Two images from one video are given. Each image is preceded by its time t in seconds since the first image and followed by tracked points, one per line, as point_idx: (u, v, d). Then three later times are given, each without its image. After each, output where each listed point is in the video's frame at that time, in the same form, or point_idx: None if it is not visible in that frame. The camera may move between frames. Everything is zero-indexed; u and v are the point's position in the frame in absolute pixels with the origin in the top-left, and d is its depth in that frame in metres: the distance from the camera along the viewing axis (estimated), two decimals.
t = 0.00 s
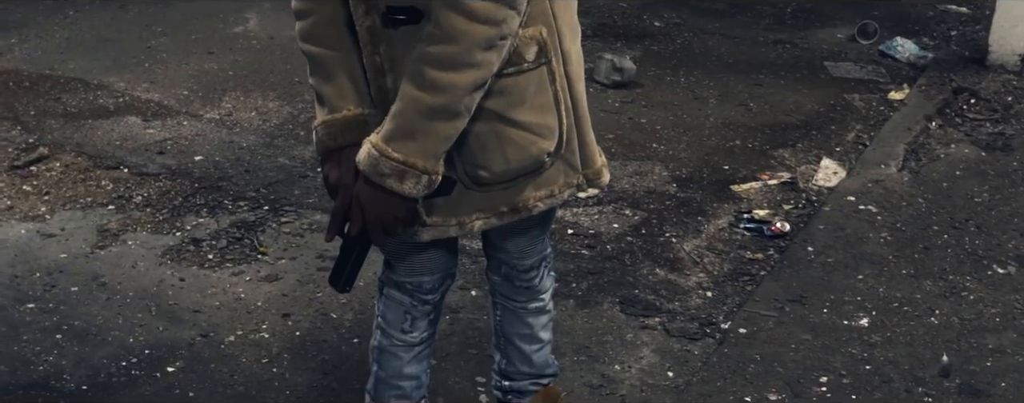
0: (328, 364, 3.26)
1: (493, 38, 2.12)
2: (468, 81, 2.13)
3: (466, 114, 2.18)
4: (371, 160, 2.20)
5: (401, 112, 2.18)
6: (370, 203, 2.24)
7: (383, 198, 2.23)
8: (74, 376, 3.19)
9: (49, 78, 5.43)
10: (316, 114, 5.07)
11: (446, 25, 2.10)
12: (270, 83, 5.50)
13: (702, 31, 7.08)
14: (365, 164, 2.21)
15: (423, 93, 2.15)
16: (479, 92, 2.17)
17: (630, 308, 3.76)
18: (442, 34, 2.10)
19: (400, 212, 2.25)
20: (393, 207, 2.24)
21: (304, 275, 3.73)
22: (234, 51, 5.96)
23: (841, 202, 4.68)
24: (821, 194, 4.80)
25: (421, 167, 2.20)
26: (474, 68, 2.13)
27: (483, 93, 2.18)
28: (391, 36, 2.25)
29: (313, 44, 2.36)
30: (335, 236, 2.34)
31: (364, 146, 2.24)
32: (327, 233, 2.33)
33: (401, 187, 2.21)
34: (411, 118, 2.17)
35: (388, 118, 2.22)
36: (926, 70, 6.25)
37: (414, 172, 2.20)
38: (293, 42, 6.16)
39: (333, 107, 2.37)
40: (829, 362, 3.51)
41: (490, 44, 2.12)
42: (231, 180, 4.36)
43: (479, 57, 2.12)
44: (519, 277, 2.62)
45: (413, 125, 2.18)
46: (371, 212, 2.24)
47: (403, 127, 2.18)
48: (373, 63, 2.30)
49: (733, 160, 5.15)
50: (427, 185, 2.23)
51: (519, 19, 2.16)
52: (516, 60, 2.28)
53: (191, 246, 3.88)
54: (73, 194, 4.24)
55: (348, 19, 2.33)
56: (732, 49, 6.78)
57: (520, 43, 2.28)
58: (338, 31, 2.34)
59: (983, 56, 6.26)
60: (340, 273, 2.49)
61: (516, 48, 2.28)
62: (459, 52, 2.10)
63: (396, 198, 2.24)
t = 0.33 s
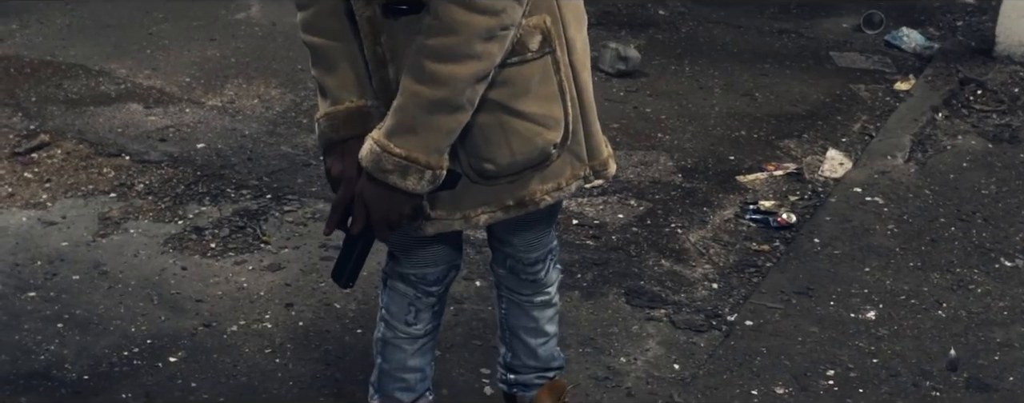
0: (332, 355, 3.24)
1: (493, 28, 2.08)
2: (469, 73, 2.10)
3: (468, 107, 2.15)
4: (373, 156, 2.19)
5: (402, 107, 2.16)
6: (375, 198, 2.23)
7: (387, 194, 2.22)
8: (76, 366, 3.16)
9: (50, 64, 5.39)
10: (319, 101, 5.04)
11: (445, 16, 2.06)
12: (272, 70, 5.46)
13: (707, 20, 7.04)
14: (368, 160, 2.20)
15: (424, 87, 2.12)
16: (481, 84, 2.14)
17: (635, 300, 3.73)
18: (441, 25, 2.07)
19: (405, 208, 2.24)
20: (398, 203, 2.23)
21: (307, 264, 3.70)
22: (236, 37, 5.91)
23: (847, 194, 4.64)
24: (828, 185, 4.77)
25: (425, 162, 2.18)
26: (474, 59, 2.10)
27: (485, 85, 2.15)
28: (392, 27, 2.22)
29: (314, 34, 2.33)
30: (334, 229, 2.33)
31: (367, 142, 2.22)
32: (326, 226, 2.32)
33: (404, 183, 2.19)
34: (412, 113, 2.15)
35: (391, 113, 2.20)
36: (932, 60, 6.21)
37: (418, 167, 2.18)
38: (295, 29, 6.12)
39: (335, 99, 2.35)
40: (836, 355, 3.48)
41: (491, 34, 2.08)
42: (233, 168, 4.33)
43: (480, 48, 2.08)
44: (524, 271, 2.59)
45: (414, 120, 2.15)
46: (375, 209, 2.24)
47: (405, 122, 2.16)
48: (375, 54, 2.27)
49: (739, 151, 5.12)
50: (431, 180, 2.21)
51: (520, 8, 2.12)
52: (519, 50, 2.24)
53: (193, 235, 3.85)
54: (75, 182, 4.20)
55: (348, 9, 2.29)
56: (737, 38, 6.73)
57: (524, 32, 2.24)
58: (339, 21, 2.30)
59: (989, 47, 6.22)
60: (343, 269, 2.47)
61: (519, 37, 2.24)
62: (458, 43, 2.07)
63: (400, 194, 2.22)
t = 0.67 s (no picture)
0: (332, 342, 3.20)
1: (491, 16, 2.05)
2: (468, 62, 2.07)
3: (468, 96, 2.12)
4: (372, 148, 2.17)
5: (400, 97, 2.13)
6: (374, 190, 2.22)
7: (387, 186, 2.21)
8: (74, 351, 3.13)
9: (47, 45, 5.34)
10: (319, 85, 4.99)
11: (441, 4, 2.03)
12: (272, 53, 5.41)
13: (709, 5, 6.99)
14: (367, 151, 2.18)
15: (422, 77, 2.09)
16: (481, 73, 2.10)
17: (638, 288, 3.70)
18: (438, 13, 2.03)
19: (405, 201, 2.23)
20: (398, 195, 2.22)
21: (307, 250, 3.67)
22: (235, 20, 5.86)
23: (851, 182, 4.61)
24: (831, 173, 4.74)
25: (424, 154, 2.16)
26: (473, 48, 2.06)
27: (486, 73, 2.12)
28: (392, 14, 2.17)
29: (314, 22, 2.29)
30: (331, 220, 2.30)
31: (366, 133, 2.20)
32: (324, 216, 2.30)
33: (404, 176, 2.18)
34: (411, 104, 2.12)
35: (390, 103, 2.18)
36: (935, 48, 6.17)
37: (417, 159, 2.16)
38: (294, 11, 6.06)
39: (335, 87, 2.31)
40: (840, 346, 3.45)
41: (490, 21, 2.05)
42: (232, 152, 4.29)
43: (478, 36, 2.05)
44: (527, 260, 2.56)
45: (414, 110, 2.12)
46: (375, 200, 2.23)
47: (404, 112, 2.13)
48: (375, 42, 2.23)
49: (741, 138, 5.08)
50: (431, 173, 2.19)
51: None
52: (521, 37, 2.21)
53: (192, 219, 3.81)
54: (72, 165, 4.16)
55: None
56: (740, 24, 6.68)
57: (526, 19, 2.21)
58: (338, 9, 2.26)
59: (993, 35, 6.18)
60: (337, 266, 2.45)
61: (522, 23, 2.20)
62: (457, 31, 2.04)
63: (401, 186, 2.21)
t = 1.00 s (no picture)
0: (341, 337, 3.18)
1: (500, 12, 2.01)
2: (476, 59, 2.03)
3: (477, 95, 2.09)
4: (379, 147, 2.14)
5: (407, 96, 2.09)
6: (382, 193, 2.19)
7: (395, 188, 2.18)
8: (82, 346, 3.10)
9: (54, 36, 5.31)
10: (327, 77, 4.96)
11: None
12: (279, 44, 5.38)
13: None
14: (374, 151, 2.15)
15: (430, 75, 2.06)
16: (490, 70, 2.07)
17: (649, 283, 3.67)
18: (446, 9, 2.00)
19: (414, 202, 2.20)
20: (406, 197, 2.19)
21: (316, 244, 3.64)
22: (242, 11, 5.82)
23: (863, 177, 4.57)
24: (842, 167, 4.69)
25: (432, 154, 2.13)
26: (482, 45, 2.03)
27: (495, 70, 2.08)
28: (398, 10, 2.14)
29: (322, 17, 2.25)
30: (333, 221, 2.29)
31: (373, 133, 2.17)
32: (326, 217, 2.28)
33: (412, 176, 2.15)
34: (419, 103, 2.09)
35: (397, 103, 2.15)
36: (947, 41, 6.11)
37: (426, 159, 2.13)
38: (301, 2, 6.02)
39: (343, 85, 2.27)
40: (853, 343, 3.42)
41: (499, 17, 2.02)
42: (240, 145, 4.26)
43: (487, 33, 2.02)
44: (539, 258, 2.53)
45: (421, 109, 2.09)
46: (382, 203, 2.20)
47: (411, 111, 2.10)
48: (383, 38, 2.20)
49: (752, 131, 5.04)
50: (440, 173, 2.16)
51: None
52: (533, 31, 2.17)
53: (200, 213, 3.78)
54: (79, 157, 4.13)
55: None
56: (749, 16, 6.63)
57: (537, 13, 2.17)
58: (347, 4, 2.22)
59: (1005, 28, 6.12)
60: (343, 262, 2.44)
61: (533, 18, 2.16)
62: (464, 28, 2.01)
63: (409, 187, 2.18)
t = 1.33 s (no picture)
0: (347, 329, 3.15)
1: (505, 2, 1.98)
2: (482, 51, 2.00)
3: (482, 87, 2.05)
4: (384, 142, 2.10)
5: (412, 89, 2.06)
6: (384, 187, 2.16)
7: (399, 183, 2.15)
8: (86, 337, 3.08)
9: (56, 23, 5.26)
10: (331, 65, 4.92)
11: None
12: (283, 31, 5.34)
13: None
14: (378, 146, 2.12)
15: (435, 67, 2.02)
16: (496, 62, 2.04)
17: (657, 274, 3.63)
18: None
19: (418, 198, 2.17)
20: (410, 193, 2.15)
21: (321, 235, 3.60)
22: None
23: (872, 167, 4.53)
24: (850, 157, 4.66)
25: (438, 149, 2.09)
26: (487, 36, 2.00)
27: (501, 62, 2.05)
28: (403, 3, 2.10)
29: (328, 8, 2.21)
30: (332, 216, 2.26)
31: (377, 128, 2.14)
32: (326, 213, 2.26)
33: (417, 172, 2.11)
34: (424, 96, 2.05)
35: (401, 97, 2.11)
36: (955, 29, 6.06)
37: (431, 153, 2.09)
38: None
39: (348, 78, 2.23)
40: (863, 335, 3.39)
41: (504, 8, 1.98)
42: (244, 133, 4.22)
43: (492, 23, 1.99)
44: (548, 250, 2.49)
45: (426, 103, 2.06)
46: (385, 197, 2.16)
47: (416, 105, 2.07)
48: (389, 31, 2.16)
49: (760, 120, 5.00)
50: (446, 168, 2.12)
51: None
52: (541, 22, 2.13)
53: (204, 202, 3.75)
54: (83, 146, 4.10)
55: None
56: (756, 3, 6.58)
57: (545, 2, 2.13)
58: None
59: (1014, 17, 6.07)
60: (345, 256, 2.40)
61: (541, 8, 2.13)
62: (469, 19, 1.97)
63: (414, 183, 2.14)
